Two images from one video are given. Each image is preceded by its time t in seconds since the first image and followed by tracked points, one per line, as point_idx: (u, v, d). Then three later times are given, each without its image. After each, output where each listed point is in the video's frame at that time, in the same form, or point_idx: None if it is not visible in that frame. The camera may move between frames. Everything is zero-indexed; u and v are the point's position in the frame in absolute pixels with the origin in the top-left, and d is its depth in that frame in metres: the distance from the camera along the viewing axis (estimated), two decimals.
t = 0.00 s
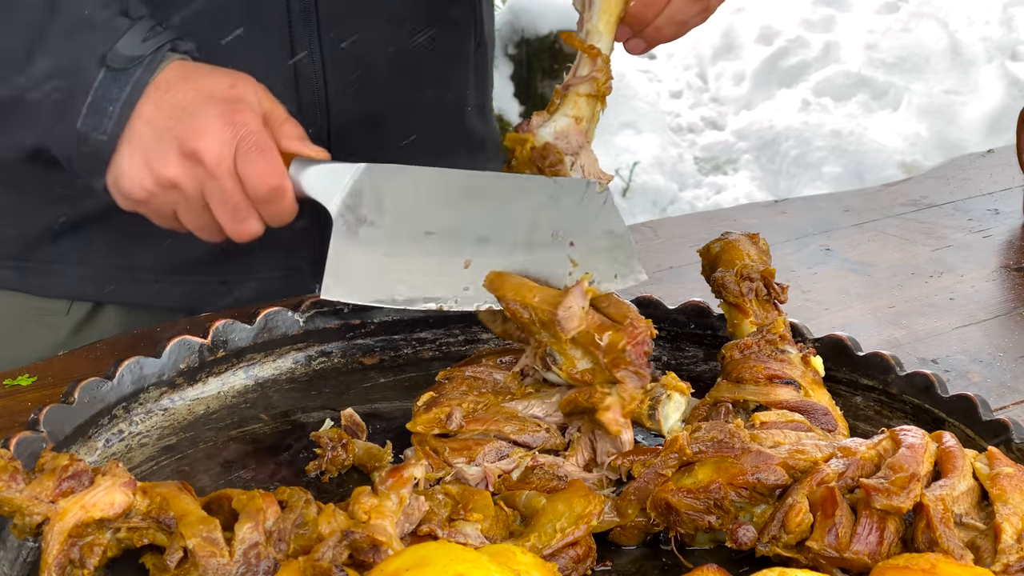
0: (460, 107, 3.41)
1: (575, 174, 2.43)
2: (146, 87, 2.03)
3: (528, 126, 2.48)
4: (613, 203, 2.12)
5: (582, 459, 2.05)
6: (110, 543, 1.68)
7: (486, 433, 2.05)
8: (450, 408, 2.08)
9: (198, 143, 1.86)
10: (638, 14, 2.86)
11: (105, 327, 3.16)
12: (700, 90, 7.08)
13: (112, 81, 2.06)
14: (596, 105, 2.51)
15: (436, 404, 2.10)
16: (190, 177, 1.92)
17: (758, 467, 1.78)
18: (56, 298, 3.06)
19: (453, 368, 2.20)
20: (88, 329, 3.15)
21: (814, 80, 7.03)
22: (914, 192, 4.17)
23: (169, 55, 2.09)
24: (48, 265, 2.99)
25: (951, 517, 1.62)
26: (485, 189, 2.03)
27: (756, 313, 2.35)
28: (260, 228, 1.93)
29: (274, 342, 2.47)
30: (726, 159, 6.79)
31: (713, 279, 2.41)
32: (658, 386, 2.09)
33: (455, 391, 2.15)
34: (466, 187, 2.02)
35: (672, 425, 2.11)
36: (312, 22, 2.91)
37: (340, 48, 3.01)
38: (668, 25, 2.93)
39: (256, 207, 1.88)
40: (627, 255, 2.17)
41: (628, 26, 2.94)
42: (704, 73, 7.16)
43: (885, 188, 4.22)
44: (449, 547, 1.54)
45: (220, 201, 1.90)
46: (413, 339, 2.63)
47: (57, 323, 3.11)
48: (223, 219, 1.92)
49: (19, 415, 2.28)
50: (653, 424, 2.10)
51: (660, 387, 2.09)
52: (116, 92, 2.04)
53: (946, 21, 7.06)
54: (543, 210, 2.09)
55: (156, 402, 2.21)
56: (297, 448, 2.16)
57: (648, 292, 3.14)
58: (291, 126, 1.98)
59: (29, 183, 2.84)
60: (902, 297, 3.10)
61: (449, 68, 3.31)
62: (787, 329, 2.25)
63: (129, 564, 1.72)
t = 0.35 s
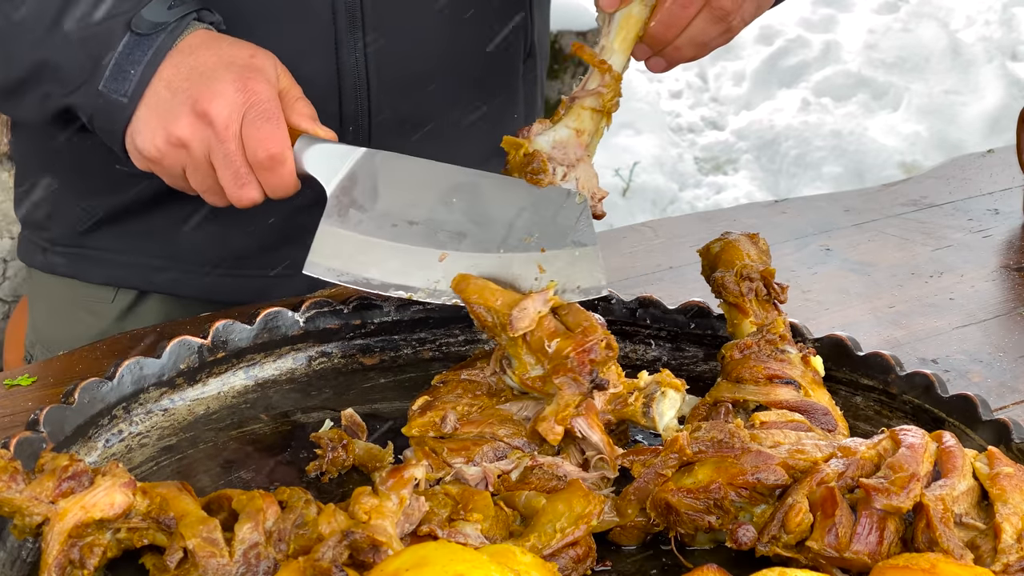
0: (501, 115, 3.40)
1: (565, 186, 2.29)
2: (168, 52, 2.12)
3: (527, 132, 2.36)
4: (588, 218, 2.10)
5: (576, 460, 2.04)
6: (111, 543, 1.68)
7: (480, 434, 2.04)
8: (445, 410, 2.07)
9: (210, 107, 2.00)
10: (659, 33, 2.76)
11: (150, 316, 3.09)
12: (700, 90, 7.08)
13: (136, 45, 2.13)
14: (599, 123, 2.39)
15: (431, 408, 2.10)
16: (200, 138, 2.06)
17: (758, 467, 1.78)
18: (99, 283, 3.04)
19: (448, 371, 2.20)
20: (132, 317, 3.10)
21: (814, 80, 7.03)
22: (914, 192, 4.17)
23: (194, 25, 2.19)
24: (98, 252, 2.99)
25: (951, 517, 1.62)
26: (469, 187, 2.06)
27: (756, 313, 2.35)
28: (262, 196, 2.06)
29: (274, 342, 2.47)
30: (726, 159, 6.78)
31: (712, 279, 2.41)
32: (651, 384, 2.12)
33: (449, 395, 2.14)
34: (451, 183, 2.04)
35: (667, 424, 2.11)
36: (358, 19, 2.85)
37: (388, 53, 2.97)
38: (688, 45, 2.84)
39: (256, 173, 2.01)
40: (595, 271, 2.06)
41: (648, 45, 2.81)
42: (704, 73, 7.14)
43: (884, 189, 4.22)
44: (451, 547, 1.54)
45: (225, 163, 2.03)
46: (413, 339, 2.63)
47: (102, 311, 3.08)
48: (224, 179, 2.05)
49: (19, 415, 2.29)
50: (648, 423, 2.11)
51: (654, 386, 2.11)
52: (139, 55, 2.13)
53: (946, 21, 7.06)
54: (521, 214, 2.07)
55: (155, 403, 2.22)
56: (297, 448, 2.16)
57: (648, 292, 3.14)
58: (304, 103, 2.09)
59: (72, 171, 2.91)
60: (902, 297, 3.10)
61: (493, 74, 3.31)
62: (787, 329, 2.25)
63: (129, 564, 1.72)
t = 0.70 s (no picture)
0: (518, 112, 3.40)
1: (533, 200, 2.29)
2: (172, 44, 2.16)
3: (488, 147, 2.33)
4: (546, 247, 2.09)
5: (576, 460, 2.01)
6: (111, 543, 1.68)
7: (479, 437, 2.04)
8: (444, 412, 2.07)
9: (204, 102, 1.98)
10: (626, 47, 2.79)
11: (171, 310, 3.16)
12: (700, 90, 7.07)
13: (140, 34, 2.18)
14: (562, 128, 2.34)
15: (430, 410, 2.09)
16: (190, 132, 2.03)
17: (758, 467, 1.78)
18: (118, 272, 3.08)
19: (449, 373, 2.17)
20: (152, 310, 3.17)
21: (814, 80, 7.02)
22: (914, 193, 4.17)
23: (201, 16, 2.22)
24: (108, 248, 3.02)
25: (951, 517, 1.62)
26: (439, 204, 2.04)
27: (757, 313, 2.35)
28: (243, 196, 2.04)
29: (275, 343, 2.47)
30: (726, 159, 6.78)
31: (712, 279, 2.41)
32: (652, 385, 2.09)
33: (448, 395, 2.12)
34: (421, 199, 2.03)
35: (667, 424, 2.09)
36: (375, 21, 2.86)
37: (405, 55, 2.97)
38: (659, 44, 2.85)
39: (241, 173, 1.99)
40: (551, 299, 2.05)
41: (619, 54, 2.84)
42: (704, 73, 7.14)
43: (885, 189, 4.22)
44: (450, 547, 1.54)
45: (210, 158, 2.01)
46: (412, 339, 2.62)
47: (124, 300, 3.14)
48: (209, 173, 2.03)
49: (19, 415, 2.29)
50: (648, 424, 2.08)
51: (654, 386, 2.09)
52: (143, 44, 2.17)
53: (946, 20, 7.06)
54: (486, 237, 2.06)
55: (155, 403, 2.21)
56: (297, 448, 2.16)
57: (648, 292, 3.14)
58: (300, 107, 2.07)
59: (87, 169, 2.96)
60: (902, 297, 3.10)
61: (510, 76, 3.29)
62: (787, 329, 2.25)
63: (129, 565, 1.72)
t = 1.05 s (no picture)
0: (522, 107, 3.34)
1: (544, 200, 2.48)
2: (184, 57, 2.07)
3: (496, 152, 2.51)
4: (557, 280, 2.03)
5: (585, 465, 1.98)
6: (110, 543, 1.68)
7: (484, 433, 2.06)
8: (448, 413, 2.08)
9: (211, 143, 2.00)
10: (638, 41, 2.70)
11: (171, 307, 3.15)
12: (700, 90, 7.08)
13: (152, 52, 2.11)
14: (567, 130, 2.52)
15: (435, 410, 2.11)
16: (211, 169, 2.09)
17: (758, 467, 1.78)
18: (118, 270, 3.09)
19: (453, 371, 2.21)
20: (150, 307, 3.15)
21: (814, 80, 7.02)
22: (914, 192, 4.17)
23: (210, 21, 2.12)
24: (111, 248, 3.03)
25: (951, 517, 1.62)
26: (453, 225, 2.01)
27: (756, 313, 2.35)
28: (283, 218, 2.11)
29: (275, 342, 2.47)
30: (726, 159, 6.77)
31: (712, 279, 2.41)
32: (657, 390, 2.11)
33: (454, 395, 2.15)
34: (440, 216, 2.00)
35: (672, 429, 2.10)
36: (368, 12, 2.85)
37: (402, 51, 2.97)
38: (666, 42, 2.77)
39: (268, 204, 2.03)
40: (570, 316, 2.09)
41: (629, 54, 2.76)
42: (704, 72, 7.11)
43: (885, 189, 4.22)
44: (451, 547, 1.54)
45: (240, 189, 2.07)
46: (412, 339, 2.62)
47: (123, 297, 3.15)
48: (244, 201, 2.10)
49: (20, 415, 2.29)
50: (652, 428, 2.09)
51: (659, 391, 2.11)
52: (155, 63, 2.09)
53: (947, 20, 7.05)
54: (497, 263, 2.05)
55: (155, 403, 2.21)
56: (297, 448, 2.16)
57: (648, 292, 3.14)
58: (312, 109, 2.02)
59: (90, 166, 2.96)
60: (902, 297, 3.10)
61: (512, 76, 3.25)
62: (787, 329, 2.25)
63: (129, 565, 1.72)
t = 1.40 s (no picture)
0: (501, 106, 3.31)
1: (567, 214, 2.22)
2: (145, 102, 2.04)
3: (528, 155, 2.26)
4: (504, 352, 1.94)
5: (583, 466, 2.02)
6: (110, 543, 1.68)
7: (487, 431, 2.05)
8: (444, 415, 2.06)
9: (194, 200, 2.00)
10: (651, 78, 2.67)
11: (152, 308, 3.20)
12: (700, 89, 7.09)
13: (115, 100, 2.09)
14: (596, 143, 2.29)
15: (431, 412, 2.10)
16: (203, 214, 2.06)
17: (758, 467, 1.78)
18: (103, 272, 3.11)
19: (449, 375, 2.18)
20: (130, 310, 3.20)
21: (814, 80, 7.06)
22: (914, 192, 4.17)
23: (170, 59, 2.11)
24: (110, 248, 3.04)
25: (951, 517, 1.62)
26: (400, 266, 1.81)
27: (756, 313, 2.35)
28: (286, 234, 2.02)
29: (275, 343, 2.46)
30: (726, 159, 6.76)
31: (712, 279, 2.42)
32: (652, 388, 2.11)
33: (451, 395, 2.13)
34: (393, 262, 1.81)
35: (667, 427, 2.11)
36: (350, 11, 2.83)
37: (383, 48, 2.92)
38: (677, 90, 2.82)
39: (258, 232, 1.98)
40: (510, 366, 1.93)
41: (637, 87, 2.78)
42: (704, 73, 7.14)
43: (885, 189, 4.22)
44: (451, 547, 1.54)
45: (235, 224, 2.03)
46: (412, 339, 2.62)
47: (102, 301, 3.16)
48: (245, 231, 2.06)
49: (20, 415, 2.29)
50: (648, 427, 2.10)
51: (654, 389, 2.11)
52: (120, 111, 2.07)
53: (946, 20, 7.07)
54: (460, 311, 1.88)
55: (156, 403, 2.21)
56: (297, 448, 2.17)
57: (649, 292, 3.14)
58: (247, 139, 1.78)
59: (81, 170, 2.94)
60: (902, 297, 3.10)
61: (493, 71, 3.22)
62: (787, 329, 2.26)
63: (129, 564, 1.72)
